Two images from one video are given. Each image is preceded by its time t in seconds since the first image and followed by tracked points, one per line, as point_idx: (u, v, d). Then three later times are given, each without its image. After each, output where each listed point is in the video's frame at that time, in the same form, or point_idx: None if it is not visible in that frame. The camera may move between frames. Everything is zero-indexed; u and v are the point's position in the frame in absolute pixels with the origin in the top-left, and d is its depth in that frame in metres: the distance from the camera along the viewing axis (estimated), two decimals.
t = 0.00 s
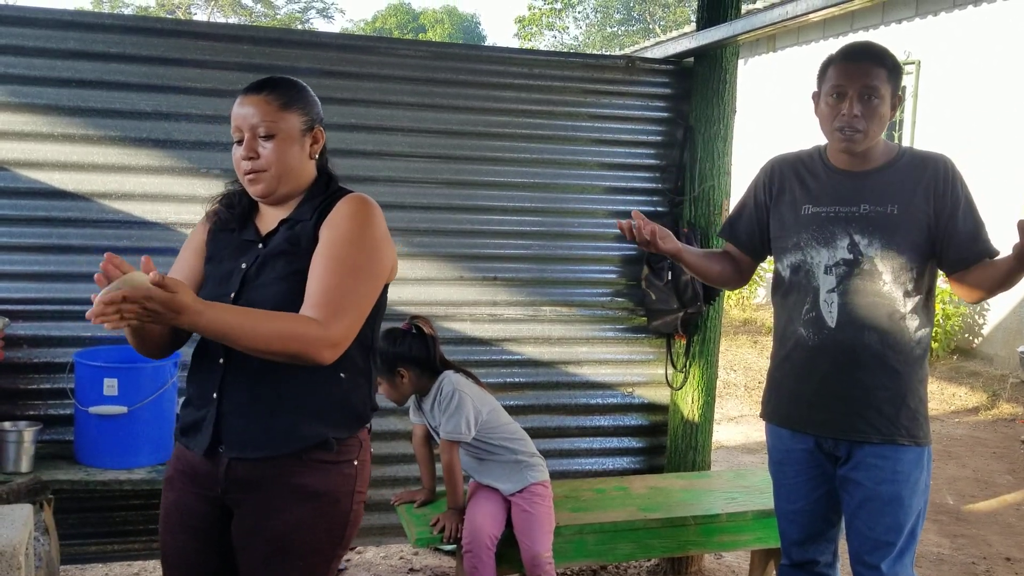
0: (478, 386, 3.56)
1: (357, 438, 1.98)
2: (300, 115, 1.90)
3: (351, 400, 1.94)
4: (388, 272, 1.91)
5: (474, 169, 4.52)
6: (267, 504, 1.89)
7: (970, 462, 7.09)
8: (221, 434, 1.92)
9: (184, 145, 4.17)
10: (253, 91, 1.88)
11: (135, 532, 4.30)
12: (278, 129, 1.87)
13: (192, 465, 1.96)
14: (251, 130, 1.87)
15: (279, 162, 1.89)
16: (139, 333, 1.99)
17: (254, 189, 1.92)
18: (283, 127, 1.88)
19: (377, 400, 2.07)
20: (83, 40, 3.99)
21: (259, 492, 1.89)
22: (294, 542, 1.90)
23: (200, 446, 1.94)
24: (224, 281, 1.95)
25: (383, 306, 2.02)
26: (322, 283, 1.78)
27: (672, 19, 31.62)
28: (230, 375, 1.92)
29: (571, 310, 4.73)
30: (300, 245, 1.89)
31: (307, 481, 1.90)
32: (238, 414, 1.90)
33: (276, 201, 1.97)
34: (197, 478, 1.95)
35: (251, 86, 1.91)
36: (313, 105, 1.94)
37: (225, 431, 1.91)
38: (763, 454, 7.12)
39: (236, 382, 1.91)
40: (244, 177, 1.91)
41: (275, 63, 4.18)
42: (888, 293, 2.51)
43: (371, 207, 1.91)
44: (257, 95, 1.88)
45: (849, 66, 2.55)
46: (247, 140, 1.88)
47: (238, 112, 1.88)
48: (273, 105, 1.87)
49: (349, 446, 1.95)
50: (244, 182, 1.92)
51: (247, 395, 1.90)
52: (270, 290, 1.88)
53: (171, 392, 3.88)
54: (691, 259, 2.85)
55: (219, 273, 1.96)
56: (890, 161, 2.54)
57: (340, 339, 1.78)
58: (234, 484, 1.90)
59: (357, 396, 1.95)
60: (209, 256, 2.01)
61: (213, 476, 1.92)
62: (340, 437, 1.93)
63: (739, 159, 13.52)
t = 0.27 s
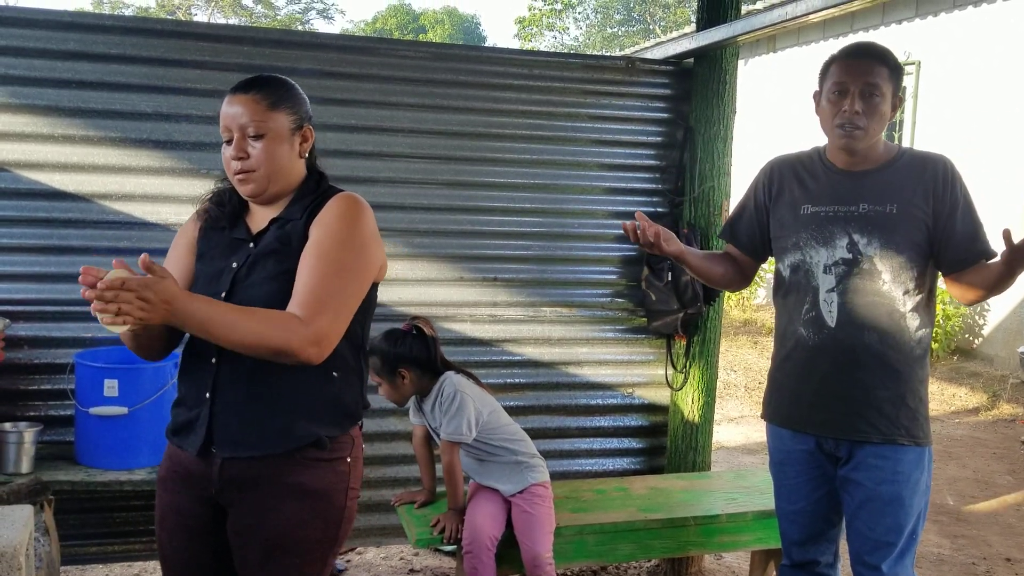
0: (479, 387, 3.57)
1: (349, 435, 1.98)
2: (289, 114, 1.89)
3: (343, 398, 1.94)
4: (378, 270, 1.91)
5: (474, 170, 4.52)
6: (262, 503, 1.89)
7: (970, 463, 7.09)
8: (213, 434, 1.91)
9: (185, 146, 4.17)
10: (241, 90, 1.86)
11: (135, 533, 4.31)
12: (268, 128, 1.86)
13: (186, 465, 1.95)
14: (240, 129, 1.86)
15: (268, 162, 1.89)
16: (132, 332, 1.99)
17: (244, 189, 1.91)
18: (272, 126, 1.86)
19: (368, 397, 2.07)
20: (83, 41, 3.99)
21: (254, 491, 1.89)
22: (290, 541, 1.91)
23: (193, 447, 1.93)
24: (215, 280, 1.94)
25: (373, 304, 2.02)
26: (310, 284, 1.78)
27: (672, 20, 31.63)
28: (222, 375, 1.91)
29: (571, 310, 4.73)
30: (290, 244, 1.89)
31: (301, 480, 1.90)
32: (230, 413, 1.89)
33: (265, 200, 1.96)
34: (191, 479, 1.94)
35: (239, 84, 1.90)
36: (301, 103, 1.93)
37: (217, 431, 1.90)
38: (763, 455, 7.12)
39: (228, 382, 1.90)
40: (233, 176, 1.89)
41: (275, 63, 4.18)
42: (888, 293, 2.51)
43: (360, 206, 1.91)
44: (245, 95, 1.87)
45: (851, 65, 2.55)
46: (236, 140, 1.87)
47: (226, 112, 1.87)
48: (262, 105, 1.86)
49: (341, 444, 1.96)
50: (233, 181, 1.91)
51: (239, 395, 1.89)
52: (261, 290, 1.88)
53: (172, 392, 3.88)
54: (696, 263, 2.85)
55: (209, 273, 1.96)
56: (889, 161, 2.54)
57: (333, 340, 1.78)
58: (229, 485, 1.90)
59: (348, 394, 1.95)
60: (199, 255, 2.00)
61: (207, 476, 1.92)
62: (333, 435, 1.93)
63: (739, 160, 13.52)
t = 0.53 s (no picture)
0: (479, 387, 3.57)
1: (346, 433, 1.98)
2: (279, 114, 1.89)
3: (338, 397, 1.94)
4: (371, 269, 1.91)
5: (474, 171, 4.52)
6: (259, 503, 1.89)
7: (970, 463, 7.09)
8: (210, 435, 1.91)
9: (185, 146, 4.18)
10: (231, 91, 1.86)
11: (135, 533, 4.31)
12: (258, 128, 1.86)
13: (183, 465, 1.95)
14: (231, 130, 1.85)
15: (259, 162, 1.88)
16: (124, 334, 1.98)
17: (235, 189, 1.91)
18: (262, 126, 1.86)
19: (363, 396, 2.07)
20: (84, 42, 3.99)
21: (252, 491, 1.89)
22: (288, 540, 1.91)
23: (189, 447, 1.93)
24: (208, 281, 1.95)
25: (366, 303, 2.03)
26: (305, 284, 1.78)
27: (672, 20, 31.63)
28: (217, 376, 1.91)
29: (571, 311, 4.73)
30: (283, 245, 1.89)
31: (299, 478, 1.90)
32: (227, 413, 1.89)
33: (257, 200, 1.96)
34: (188, 479, 1.95)
35: (228, 84, 1.89)
36: (291, 103, 1.92)
37: (214, 431, 1.90)
38: (763, 455, 7.12)
39: (224, 382, 1.90)
40: (224, 177, 1.89)
41: (275, 64, 4.18)
42: (887, 293, 2.51)
43: (353, 205, 1.91)
44: (234, 95, 1.86)
45: (850, 66, 2.55)
46: (227, 140, 1.86)
47: (216, 112, 1.86)
48: (252, 105, 1.85)
49: (337, 442, 1.96)
50: (224, 182, 1.91)
51: (235, 395, 1.89)
52: (254, 291, 1.88)
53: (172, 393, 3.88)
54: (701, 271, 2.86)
55: (202, 273, 1.96)
56: (888, 162, 2.54)
57: (327, 340, 1.78)
58: (226, 484, 1.90)
59: (343, 392, 1.96)
60: (192, 256, 2.00)
61: (204, 477, 1.92)
62: (329, 433, 1.93)
63: (739, 160, 13.53)
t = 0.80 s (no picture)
0: (480, 386, 3.57)
1: (342, 431, 1.98)
2: (274, 113, 1.89)
3: (335, 395, 1.94)
4: (367, 267, 1.91)
5: (474, 170, 4.52)
6: (257, 502, 1.89)
7: (970, 462, 7.08)
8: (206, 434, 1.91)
9: (185, 146, 4.18)
10: (226, 90, 1.85)
11: (136, 533, 4.31)
12: (254, 127, 1.86)
13: (180, 465, 1.95)
14: (226, 129, 1.85)
15: (255, 161, 1.88)
16: (120, 333, 1.97)
17: (231, 188, 1.91)
18: (258, 125, 1.86)
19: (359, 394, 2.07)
20: (84, 41, 3.99)
21: (250, 490, 1.89)
22: (286, 538, 1.91)
23: (186, 447, 1.93)
24: (204, 279, 1.95)
25: (363, 301, 2.02)
26: (301, 282, 1.77)
27: (673, 20, 31.62)
28: (214, 375, 1.91)
29: (571, 310, 4.73)
30: (279, 243, 1.89)
31: (296, 477, 1.90)
32: (224, 413, 1.89)
33: (252, 199, 1.96)
34: (186, 479, 1.94)
35: (223, 83, 1.89)
36: (286, 101, 1.92)
37: (210, 431, 1.90)
38: (763, 454, 7.12)
39: (220, 382, 1.90)
40: (220, 176, 1.89)
41: (275, 63, 4.18)
42: (887, 292, 2.51)
43: (348, 203, 1.91)
44: (229, 94, 1.86)
45: (850, 65, 2.55)
46: (223, 139, 1.86)
47: (211, 111, 1.86)
48: (247, 104, 1.85)
49: (335, 440, 1.96)
50: (219, 181, 1.91)
51: (231, 394, 1.89)
52: (250, 289, 1.88)
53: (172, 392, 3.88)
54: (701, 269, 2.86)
55: (198, 272, 1.96)
56: (887, 160, 2.54)
57: (323, 337, 1.78)
58: (224, 484, 1.90)
59: (340, 390, 1.96)
60: (188, 254, 2.00)
61: (202, 476, 1.92)
62: (326, 432, 1.93)
63: (739, 159, 13.53)
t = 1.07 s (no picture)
0: (481, 387, 3.56)
1: (342, 432, 1.98)
2: (275, 112, 1.88)
3: (335, 396, 1.94)
4: (367, 268, 1.91)
5: (475, 170, 4.52)
6: (258, 503, 1.89)
7: (971, 462, 7.08)
8: (206, 434, 1.91)
9: (185, 146, 4.17)
10: (226, 89, 1.85)
11: (137, 533, 4.31)
12: (254, 126, 1.85)
13: (180, 465, 1.95)
14: (227, 128, 1.85)
15: (256, 161, 1.88)
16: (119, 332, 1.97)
17: (232, 187, 1.91)
18: (258, 125, 1.86)
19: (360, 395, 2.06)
20: (85, 42, 3.99)
21: (250, 490, 1.89)
22: (287, 539, 1.91)
23: (186, 447, 1.93)
24: (204, 279, 1.94)
25: (364, 302, 2.02)
26: (301, 281, 1.77)
27: (673, 20, 31.62)
28: (213, 375, 1.91)
29: (572, 310, 4.73)
30: (279, 242, 1.89)
31: (296, 478, 1.90)
32: (224, 413, 1.89)
33: (252, 199, 1.95)
34: (186, 479, 1.94)
35: (223, 83, 1.88)
36: (287, 101, 1.92)
37: (210, 432, 1.90)
38: (764, 454, 7.12)
39: (220, 383, 1.90)
40: (220, 175, 1.89)
41: (275, 63, 4.18)
42: (888, 291, 2.51)
43: (349, 203, 1.91)
44: (230, 93, 1.86)
45: (851, 65, 2.54)
46: (223, 139, 1.86)
47: (211, 110, 1.86)
48: (248, 104, 1.85)
49: (335, 441, 1.95)
50: (220, 180, 1.91)
51: (231, 395, 1.89)
52: (250, 288, 1.87)
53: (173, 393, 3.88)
54: (703, 267, 2.85)
55: (198, 271, 1.96)
56: (888, 160, 2.54)
57: (322, 337, 1.78)
58: (224, 484, 1.90)
59: (340, 391, 1.95)
60: (188, 253, 2.00)
61: (202, 477, 1.92)
62: (327, 432, 1.93)
63: (740, 159, 13.53)
